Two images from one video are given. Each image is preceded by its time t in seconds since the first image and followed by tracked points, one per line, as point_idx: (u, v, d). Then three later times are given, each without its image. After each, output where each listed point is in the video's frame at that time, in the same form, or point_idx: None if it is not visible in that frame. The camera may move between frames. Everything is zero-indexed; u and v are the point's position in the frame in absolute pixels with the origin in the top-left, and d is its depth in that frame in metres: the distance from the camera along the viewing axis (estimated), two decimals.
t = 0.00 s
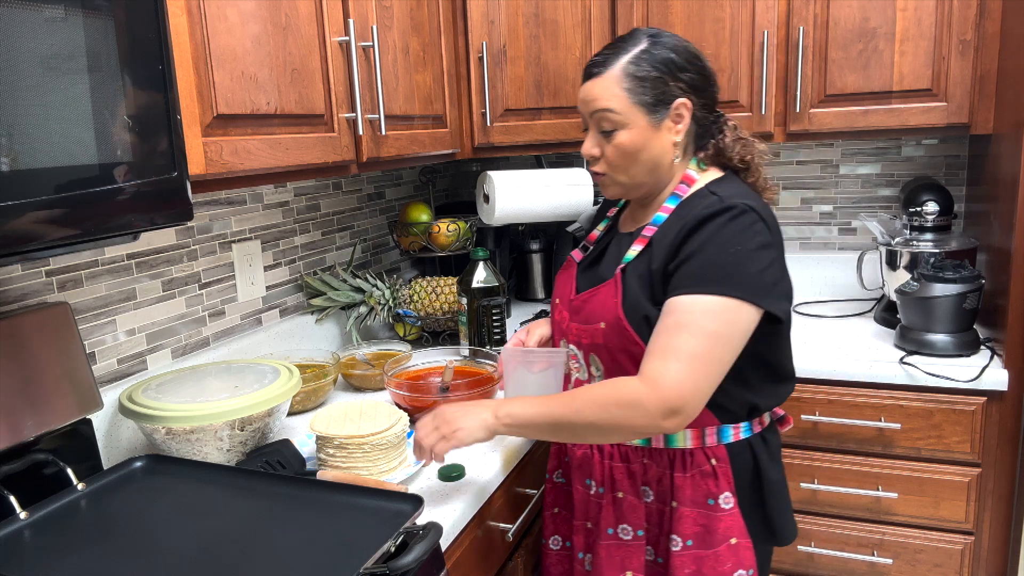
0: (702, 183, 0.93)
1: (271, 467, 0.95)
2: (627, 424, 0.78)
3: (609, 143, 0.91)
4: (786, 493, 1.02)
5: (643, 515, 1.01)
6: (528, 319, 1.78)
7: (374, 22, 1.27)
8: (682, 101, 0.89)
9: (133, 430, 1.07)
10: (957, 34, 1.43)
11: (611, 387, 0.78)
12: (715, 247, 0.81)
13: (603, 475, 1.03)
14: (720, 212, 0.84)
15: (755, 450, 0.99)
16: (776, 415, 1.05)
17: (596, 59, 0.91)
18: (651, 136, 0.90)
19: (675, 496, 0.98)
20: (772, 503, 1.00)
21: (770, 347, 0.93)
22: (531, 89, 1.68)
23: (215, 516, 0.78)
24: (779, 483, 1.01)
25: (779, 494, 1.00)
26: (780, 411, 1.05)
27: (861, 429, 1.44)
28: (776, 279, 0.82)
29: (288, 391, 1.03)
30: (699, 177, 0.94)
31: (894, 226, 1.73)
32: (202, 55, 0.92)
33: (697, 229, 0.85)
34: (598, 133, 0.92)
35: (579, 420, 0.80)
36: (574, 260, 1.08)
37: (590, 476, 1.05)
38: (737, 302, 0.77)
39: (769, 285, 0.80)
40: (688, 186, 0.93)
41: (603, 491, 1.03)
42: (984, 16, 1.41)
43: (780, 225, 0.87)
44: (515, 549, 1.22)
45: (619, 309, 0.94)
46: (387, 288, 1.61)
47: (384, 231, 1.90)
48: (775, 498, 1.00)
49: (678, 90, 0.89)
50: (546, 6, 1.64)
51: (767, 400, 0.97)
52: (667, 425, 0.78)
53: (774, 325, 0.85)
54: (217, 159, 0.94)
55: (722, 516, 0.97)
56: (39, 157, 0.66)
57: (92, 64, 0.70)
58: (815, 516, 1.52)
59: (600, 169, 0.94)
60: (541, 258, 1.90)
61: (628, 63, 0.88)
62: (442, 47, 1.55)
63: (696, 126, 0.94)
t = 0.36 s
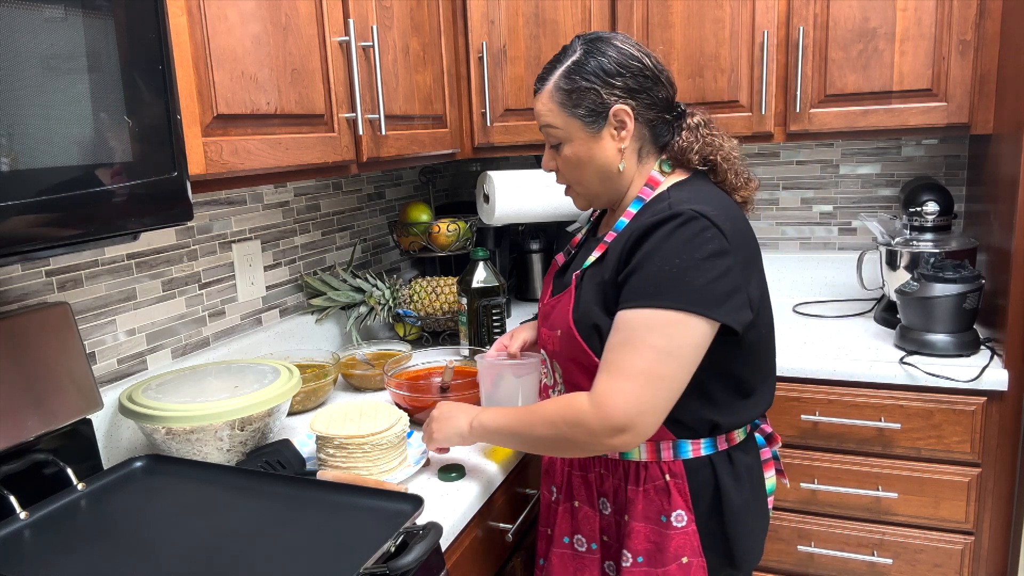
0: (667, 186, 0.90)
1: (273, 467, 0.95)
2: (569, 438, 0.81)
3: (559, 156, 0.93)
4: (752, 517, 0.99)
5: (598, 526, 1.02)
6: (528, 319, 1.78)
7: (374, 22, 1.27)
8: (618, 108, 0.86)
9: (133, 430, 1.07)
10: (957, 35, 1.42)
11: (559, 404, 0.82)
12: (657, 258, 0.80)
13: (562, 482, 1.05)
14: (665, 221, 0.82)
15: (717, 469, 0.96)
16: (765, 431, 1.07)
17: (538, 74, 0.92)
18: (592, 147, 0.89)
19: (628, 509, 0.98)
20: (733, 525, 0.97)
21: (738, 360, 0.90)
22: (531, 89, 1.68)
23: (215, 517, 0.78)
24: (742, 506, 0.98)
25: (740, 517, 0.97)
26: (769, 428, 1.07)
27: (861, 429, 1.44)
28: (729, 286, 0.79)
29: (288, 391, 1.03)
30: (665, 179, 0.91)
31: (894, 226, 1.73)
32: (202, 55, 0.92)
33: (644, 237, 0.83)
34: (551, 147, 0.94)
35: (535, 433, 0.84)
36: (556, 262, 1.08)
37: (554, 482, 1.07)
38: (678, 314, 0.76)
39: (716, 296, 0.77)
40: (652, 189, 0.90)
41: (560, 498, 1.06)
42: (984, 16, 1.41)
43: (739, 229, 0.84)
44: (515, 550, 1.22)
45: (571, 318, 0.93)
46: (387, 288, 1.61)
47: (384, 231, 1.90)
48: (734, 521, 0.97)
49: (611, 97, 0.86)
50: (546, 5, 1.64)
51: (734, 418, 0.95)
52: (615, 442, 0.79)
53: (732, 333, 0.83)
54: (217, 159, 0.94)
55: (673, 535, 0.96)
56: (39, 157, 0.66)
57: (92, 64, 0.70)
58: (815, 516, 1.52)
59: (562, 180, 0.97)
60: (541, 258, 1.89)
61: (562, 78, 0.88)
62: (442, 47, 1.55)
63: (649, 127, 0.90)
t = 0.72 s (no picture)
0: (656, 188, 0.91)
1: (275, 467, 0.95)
2: (496, 418, 0.89)
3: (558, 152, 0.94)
4: (717, 545, 0.95)
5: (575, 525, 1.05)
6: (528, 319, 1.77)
7: (374, 22, 1.27)
8: (617, 105, 0.86)
9: (133, 430, 1.07)
10: (957, 35, 1.42)
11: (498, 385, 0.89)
12: (596, 265, 0.81)
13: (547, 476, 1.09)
14: (611, 228, 0.83)
15: (680, 487, 0.95)
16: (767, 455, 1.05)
17: (542, 66, 0.93)
18: (590, 144, 0.90)
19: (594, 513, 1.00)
20: (691, 548, 0.94)
21: (706, 378, 0.88)
22: (531, 89, 1.68)
23: (215, 517, 0.78)
24: (703, 530, 0.94)
25: (699, 542, 0.94)
26: (773, 453, 1.04)
27: (861, 429, 1.44)
28: (663, 305, 0.78)
29: (288, 391, 1.03)
30: (655, 183, 0.91)
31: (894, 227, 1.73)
32: (202, 55, 0.92)
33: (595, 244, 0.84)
34: (551, 142, 0.95)
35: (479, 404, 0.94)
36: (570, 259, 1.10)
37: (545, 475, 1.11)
38: (594, 323, 0.78)
39: (642, 313, 0.77)
40: (638, 194, 0.92)
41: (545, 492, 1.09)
42: (984, 16, 1.41)
43: (695, 244, 0.81)
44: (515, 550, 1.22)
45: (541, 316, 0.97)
46: (387, 288, 1.61)
47: (384, 231, 1.90)
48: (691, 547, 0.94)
49: (611, 95, 0.86)
50: (546, 5, 1.64)
51: (692, 439, 0.92)
52: (521, 423, 0.86)
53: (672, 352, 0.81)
54: (217, 159, 0.94)
55: (628, 546, 0.96)
56: (39, 156, 0.66)
57: (92, 64, 0.70)
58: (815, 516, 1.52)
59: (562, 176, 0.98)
60: (541, 258, 1.89)
61: (563, 73, 0.88)
62: (442, 47, 1.55)
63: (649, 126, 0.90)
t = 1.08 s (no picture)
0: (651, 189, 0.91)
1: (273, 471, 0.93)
2: (483, 408, 0.92)
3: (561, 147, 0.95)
4: (688, 549, 0.95)
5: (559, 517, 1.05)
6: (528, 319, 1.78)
7: (374, 22, 1.27)
8: (619, 105, 0.86)
9: (133, 430, 1.07)
10: (957, 35, 1.42)
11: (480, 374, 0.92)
12: (576, 262, 0.82)
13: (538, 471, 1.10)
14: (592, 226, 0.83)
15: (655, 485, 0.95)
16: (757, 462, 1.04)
17: (551, 60, 0.93)
18: (591, 141, 0.90)
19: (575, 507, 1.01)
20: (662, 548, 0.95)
21: (685, 380, 0.87)
22: (531, 89, 1.68)
23: (215, 517, 0.78)
24: (675, 532, 0.94)
25: (670, 543, 0.94)
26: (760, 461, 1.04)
27: (861, 429, 1.44)
28: (639, 305, 0.79)
29: (288, 391, 1.03)
30: (650, 184, 0.91)
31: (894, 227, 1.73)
32: (202, 55, 0.92)
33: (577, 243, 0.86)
34: (555, 137, 0.96)
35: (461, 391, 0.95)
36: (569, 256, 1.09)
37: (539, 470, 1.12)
38: (572, 321, 0.79)
39: (617, 311, 0.78)
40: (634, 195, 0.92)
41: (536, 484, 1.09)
42: (984, 16, 1.41)
43: (674, 245, 0.81)
44: (515, 551, 1.22)
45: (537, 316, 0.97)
46: (387, 288, 1.61)
47: (384, 231, 1.90)
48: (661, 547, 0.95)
49: (614, 93, 0.86)
50: (546, 5, 1.64)
51: (668, 441, 0.92)
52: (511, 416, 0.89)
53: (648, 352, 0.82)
54: (217, 159, 0.94)
55: (603, 542, 0.97)
56: (38, 156, 0.66)
57: (92, 64, 0.70)
58: (815, 516, 1.52)
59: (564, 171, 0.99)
60: (541, 258, 1.89)
61: (569, 67, 0.89)
62: (442, 47, 1.55)
63: (650, 128, 0.89)
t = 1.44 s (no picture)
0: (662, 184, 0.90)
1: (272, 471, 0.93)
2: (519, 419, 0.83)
3: (572, 142, 0.90)
4: (711, 540, 0.95)
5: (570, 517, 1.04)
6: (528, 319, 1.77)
7: (374, 22, 1.27)
8: (643, 95, 0.86)
9: (133, 430, 1.07)
10: (957, 35, 1.42)
11: (508, 377, 0.84)
12: (608, 258, 0.80)
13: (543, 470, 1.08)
14: (620, 220, 0.82)
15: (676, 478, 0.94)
16: (762, 450, 1.06)
17: (556, 57, 0.90)
18: (611, 134, 0.88)
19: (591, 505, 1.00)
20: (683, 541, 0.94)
21: (704, 370, 0.87)
22: (531, 89, 1.68)
23: (216, 517, 0.78)
24: (697, 524, 0.94)
25: (695, 537, 0.94)
26: (768, 449, 1.06)
27: (861, 429, 1.44)
28: (678, 293, 0.78)
29: (288, 391, 1.03)
30: (661, 177, 0.91)
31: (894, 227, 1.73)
32: (202, 55, 0.92)
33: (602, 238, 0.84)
34: (562, 134, 0.92)
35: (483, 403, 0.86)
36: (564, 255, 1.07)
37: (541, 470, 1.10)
38: (619, 317, 0.76)
39: (659, 300, 0.77)
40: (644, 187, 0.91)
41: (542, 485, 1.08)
42: (984, 16, 1.41)
43: (703, 231, 0.81)
44: (515, 551, 1.22)
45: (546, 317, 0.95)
46: (387, 288, 1.61)
47: (384, 231, 1.90)
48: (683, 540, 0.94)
49: (637, 85, 0.86)
50: (546, 5, 1.64)
51: (693, 431, 0.92)
52: (556, 432, 0.81)
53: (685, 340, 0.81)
54: (217, 159, 0.94)
55: (625, 538, 0.96)
56: (39, 157, 0.66)
57: (92, 64, 0.70)
58: (815, 515, 1.52)
59: (569, 169, 0.94)
60: (541, 258, 1.89)
61: (587, 58, 0.87)
62: (442, 47, 1.55)
63: (664, 120, 0.91)
